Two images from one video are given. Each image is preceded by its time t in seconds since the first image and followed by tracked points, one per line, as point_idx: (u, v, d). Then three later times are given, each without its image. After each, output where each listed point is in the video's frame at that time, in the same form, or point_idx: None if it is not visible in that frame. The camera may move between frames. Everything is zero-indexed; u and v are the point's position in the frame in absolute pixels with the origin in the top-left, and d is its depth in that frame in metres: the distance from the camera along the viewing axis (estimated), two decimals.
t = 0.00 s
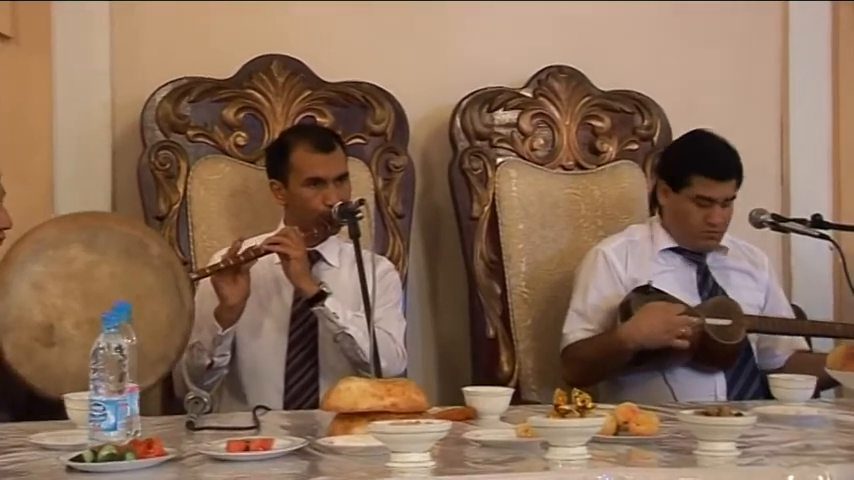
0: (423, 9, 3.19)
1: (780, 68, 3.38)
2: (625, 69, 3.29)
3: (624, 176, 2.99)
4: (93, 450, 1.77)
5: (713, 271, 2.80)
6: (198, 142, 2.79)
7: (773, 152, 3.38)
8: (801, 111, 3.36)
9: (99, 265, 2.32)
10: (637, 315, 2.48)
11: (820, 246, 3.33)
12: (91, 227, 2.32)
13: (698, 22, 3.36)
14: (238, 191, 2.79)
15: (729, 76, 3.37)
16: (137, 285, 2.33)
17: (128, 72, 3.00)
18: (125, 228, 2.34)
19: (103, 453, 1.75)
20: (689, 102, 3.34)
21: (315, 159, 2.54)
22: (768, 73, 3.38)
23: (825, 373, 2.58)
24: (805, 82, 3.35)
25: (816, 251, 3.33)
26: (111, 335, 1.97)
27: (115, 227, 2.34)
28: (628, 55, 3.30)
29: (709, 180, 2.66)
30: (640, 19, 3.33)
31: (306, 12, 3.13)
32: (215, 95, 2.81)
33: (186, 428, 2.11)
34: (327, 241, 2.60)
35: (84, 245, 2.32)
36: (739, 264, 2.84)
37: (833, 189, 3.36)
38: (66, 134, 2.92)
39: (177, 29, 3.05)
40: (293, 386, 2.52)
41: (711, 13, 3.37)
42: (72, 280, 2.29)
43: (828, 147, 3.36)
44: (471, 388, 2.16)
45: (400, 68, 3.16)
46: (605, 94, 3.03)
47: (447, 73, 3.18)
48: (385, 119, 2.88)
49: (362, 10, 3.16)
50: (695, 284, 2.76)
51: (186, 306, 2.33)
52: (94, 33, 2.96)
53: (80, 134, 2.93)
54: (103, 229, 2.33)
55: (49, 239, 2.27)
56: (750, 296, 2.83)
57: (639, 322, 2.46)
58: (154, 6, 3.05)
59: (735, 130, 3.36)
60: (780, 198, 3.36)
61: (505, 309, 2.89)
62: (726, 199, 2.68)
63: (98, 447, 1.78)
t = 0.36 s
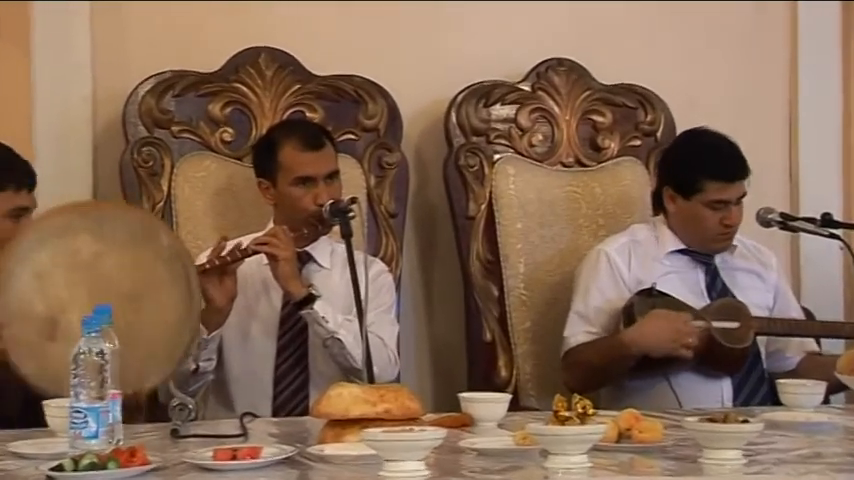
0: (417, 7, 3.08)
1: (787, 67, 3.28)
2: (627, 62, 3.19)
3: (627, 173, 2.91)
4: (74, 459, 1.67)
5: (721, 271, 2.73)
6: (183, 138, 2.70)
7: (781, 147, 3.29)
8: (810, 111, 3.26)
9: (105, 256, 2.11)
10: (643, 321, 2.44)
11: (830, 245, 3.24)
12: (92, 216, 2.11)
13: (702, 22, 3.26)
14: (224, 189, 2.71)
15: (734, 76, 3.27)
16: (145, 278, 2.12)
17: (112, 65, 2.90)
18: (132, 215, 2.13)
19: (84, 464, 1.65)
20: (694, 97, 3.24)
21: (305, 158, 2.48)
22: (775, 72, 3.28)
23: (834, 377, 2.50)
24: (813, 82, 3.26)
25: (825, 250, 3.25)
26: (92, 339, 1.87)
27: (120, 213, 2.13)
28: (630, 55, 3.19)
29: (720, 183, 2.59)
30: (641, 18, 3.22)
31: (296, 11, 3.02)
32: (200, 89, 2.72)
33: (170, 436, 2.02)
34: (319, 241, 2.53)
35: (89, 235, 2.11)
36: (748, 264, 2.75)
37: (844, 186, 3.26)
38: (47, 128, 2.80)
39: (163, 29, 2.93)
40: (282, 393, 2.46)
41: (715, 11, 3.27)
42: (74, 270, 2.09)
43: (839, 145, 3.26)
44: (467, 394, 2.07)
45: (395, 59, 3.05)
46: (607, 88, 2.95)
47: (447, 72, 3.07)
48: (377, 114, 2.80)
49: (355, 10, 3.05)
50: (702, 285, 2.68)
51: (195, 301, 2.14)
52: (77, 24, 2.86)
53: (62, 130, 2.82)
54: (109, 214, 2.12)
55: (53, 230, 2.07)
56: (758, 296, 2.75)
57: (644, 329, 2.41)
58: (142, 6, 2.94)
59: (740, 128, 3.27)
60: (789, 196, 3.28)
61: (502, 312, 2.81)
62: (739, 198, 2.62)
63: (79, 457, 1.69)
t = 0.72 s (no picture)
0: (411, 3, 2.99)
1: (800, 67, 3.21)
2: (630, 55, 3.10)
3: (630, 169, 2.83)
4: (56, 467, 1.57)
5: (730, 272, 2.66)
6: (169, 133, 2.62)
7: (791, 144, 3.21)
8: (822, 110, 3.19)
9: (124, 255, 2.01)
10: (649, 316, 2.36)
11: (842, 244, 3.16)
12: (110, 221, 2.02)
13: (706, 22, 3.17)
14: (211, 186, 2.63)
15: (745, 76, 3.19)
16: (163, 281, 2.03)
17: (96, 56, 2.81)
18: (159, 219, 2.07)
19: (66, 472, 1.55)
20: (698, 90, 3.15)
21: (295, 153, 2.44)
22: (786, 72, 3.21)
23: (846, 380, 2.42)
24: (823, 83, 3.19)
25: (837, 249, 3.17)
26: (75, 342, 1.77)
27: (140, 215, 2.04)
28: (632, 54, 3.10)
29: (728, 182, 2.51)
30: (644, 17, 3.12)
31: (285, 11, 2.92)
32: (187, 82, 2.64)
33: (154, 443, 1.92)
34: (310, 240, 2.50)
35: (106, 234, 2.02)
36: (758, 264, 2.69)
37: None
38: (27, 119, 2.70)
39: (151, 30, 2.84)
40: (272, 397, 2.38)
41: (721, 5, 3.19)
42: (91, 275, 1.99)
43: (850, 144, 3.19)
44: (464, 398, 1.99)
45: (391, 50, 2.96)
46: (610, 81, 2.87)
47: (448, 72, 2.98)
48: (372, 107, 2.72)
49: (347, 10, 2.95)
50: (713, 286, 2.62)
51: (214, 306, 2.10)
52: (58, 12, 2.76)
53: (42, 121, 2.71)
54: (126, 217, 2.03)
55: (69, 232, 2.00)
56: (769, 297, 2.69)
57: (650, 325, 2.33)
58: (123, 7, 2.84)
59: (746, 123, 3.19)
60: (800, 193, 3.20)
61: (501, 314, 2.72)
62: (749, 196, 2.53)
63: (59, 465, 1.58)
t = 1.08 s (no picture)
0: None
1: (805, 66, 3.16)
2: (631, 52, 3.06)
3: (632, 166, 2.79)
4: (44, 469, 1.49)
5: (732, 273, 2.62)
6: (160, 129, 2.58)
7: (796, 141, 3.16)
8: (826, 108, 3.14)
9: (130, 289, 2.08)
10: (657, 324, 2.31)
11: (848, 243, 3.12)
12: (120, 251, 2.06)
13: (707, 22, 3.13)
14: (203, 184, 2.59)
15: (747, 77, 3.14)
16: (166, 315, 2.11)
17: (86, 52, 2.76)
18: (164, 253, 2.09)
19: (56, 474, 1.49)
20: (700, 88, 3.11)
21: (291, 150, 2.41)
22: (790, 72, 3.16)
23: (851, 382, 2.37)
24: (829, 83, 3.14)
25: (843, 249, 3.13)
26: (65, 342, 1.72)
27: (150, 246, 2.08)
28: (632, 53, 3.06)
29: (708, 171, 2.49)
30: (644, 17, 3.08)
31: (279, 11, 2.88)
32: (179, 77, 2.60)
33: (145, 447, 1.88)
34: (305, 240, 2.47)
35: (114, 265, 2.06)
36: (762, 265, 2.65)
37: None
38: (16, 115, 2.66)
39: (142, 31, 2.79)
40: (265, 401, 2.38)
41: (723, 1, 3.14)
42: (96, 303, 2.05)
43: None
44: (463, 401, 1.95)
45: (389, 46, 2.92)
46: (611, 77, 2.82)
47: (447, 68, 2.93)
48: (368, 103, 2.68)
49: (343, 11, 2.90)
50: (714, 289, 2.56)
51: (220, 343, 2.15)
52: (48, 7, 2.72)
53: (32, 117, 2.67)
54: (135, 250, 2.07)
55: (77, 260, 2.02)
56: (772, 300, 2.65)
57: (656, 333, 2.29)
58: (116, 7, 2.80)
59: (748, 121, 3.14)
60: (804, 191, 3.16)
61: (499, 315, 2.68)
62: (729, 196, 2.49)
63: (48, 468, 1.49)
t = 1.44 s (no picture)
0: None
1: (798, 65, 3.17)
2: (626, 51, 3.06)
3: (626, 166, 2.79)
4: (39, 469, 1.48)
5: (724, 272, 2.62)
6: (154, 129, 2.58)
7: (789, 141, 3.17)
8: (820, 107, 3.15)
9: (107, 290, 2.08)
10: (644, 329, 2.32)
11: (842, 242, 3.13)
12: (96, 251, 2.06)
13: (701, 23, 3.13)
14: (197, 183, 2.58)
15: (743, 77, 3.15)
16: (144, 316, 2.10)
17: (79, 51, 2.76)
18: (138, 252, 2.09)
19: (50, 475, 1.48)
20: (695, 87, 3.11)
21: (285, 149, 2.41)
22: (785, 72, 3.16)
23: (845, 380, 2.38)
24: (824, 83, 3.14)
25: (836, 248, 3.13)
26: (58, 341, 1.71)
27: (129, 247, 2.08)
28: (627, 53, 3.06)
29: (696, 167, 2.50)
30: (638, 17, 3.08)
31: (273, 11, 2.87)
32: (172, 77, 2.59)
33: (139, 446, 1.87)
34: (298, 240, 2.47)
35: (91, 265, 2.06)
36: (756, 265, 2.65)
37: None
38: (9, 114, 2.65)
39: (137, 31, 2.79)
40: (258, 400, 2.38)
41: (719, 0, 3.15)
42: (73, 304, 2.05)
43: (851, 143, 3.15)
44: (456, 401, 1.95)
45: (383, 46, 2.92)
46: (605, 76, 2.82)
47: (441, 67, 2.93)
48: (361, 103, 2.67)
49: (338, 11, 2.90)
50: (706, 288, 2.57)
51: (198, 343, 2.14)
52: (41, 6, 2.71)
53: (25, 117, 2.66)
54: (112, 250, 2.07)
55: (53, 260, 2.02)
56: (766, 301, 2.65)
57: (646, 338, 2.30)
58: (110, 6, 2.80)
59: (743, 121, 3.14)
60: (798, 191, 3.16)
61: (493, 314, 2.68)
62: (717, 193, 2.50)
63: (43, 467, 1.49)
